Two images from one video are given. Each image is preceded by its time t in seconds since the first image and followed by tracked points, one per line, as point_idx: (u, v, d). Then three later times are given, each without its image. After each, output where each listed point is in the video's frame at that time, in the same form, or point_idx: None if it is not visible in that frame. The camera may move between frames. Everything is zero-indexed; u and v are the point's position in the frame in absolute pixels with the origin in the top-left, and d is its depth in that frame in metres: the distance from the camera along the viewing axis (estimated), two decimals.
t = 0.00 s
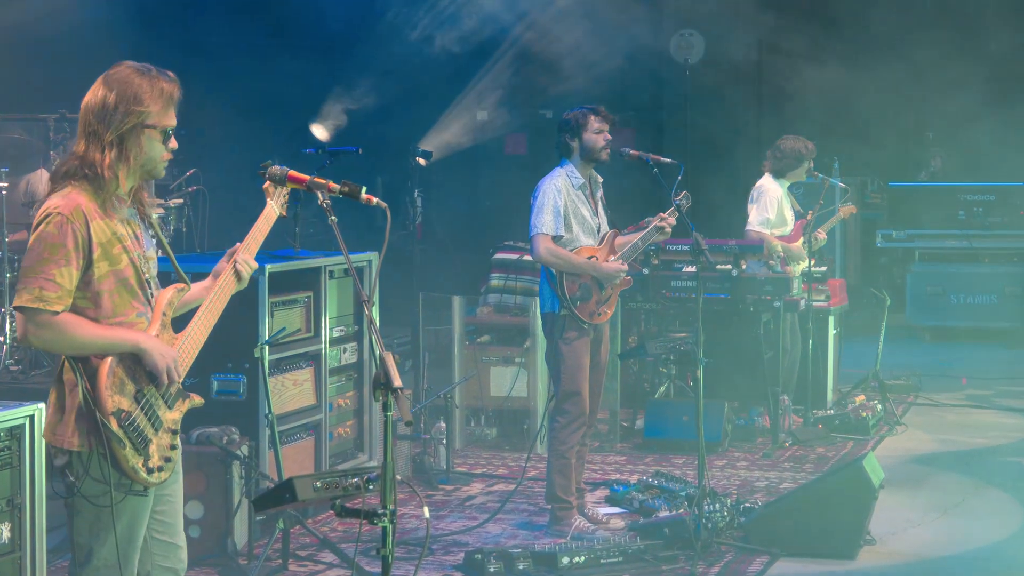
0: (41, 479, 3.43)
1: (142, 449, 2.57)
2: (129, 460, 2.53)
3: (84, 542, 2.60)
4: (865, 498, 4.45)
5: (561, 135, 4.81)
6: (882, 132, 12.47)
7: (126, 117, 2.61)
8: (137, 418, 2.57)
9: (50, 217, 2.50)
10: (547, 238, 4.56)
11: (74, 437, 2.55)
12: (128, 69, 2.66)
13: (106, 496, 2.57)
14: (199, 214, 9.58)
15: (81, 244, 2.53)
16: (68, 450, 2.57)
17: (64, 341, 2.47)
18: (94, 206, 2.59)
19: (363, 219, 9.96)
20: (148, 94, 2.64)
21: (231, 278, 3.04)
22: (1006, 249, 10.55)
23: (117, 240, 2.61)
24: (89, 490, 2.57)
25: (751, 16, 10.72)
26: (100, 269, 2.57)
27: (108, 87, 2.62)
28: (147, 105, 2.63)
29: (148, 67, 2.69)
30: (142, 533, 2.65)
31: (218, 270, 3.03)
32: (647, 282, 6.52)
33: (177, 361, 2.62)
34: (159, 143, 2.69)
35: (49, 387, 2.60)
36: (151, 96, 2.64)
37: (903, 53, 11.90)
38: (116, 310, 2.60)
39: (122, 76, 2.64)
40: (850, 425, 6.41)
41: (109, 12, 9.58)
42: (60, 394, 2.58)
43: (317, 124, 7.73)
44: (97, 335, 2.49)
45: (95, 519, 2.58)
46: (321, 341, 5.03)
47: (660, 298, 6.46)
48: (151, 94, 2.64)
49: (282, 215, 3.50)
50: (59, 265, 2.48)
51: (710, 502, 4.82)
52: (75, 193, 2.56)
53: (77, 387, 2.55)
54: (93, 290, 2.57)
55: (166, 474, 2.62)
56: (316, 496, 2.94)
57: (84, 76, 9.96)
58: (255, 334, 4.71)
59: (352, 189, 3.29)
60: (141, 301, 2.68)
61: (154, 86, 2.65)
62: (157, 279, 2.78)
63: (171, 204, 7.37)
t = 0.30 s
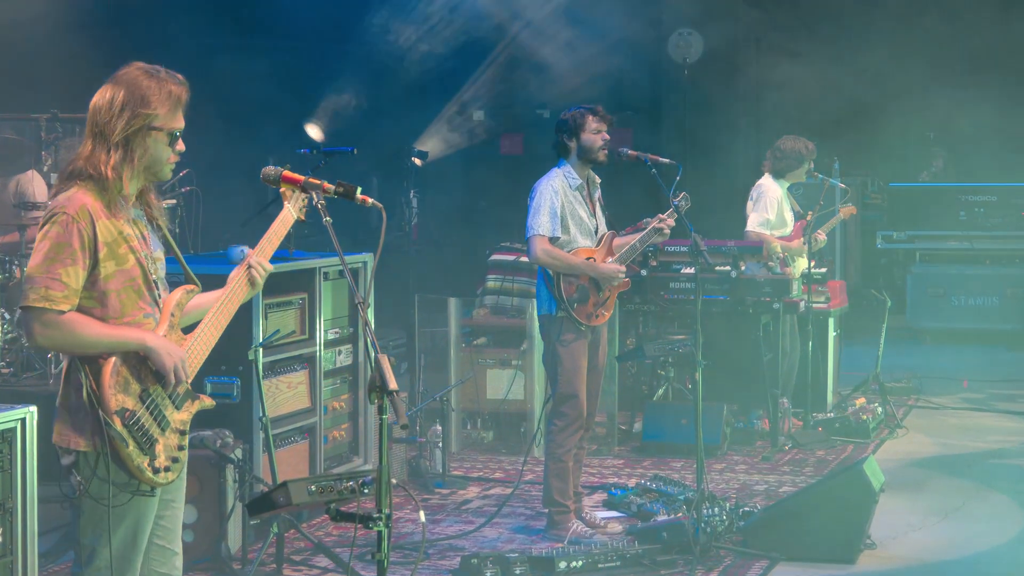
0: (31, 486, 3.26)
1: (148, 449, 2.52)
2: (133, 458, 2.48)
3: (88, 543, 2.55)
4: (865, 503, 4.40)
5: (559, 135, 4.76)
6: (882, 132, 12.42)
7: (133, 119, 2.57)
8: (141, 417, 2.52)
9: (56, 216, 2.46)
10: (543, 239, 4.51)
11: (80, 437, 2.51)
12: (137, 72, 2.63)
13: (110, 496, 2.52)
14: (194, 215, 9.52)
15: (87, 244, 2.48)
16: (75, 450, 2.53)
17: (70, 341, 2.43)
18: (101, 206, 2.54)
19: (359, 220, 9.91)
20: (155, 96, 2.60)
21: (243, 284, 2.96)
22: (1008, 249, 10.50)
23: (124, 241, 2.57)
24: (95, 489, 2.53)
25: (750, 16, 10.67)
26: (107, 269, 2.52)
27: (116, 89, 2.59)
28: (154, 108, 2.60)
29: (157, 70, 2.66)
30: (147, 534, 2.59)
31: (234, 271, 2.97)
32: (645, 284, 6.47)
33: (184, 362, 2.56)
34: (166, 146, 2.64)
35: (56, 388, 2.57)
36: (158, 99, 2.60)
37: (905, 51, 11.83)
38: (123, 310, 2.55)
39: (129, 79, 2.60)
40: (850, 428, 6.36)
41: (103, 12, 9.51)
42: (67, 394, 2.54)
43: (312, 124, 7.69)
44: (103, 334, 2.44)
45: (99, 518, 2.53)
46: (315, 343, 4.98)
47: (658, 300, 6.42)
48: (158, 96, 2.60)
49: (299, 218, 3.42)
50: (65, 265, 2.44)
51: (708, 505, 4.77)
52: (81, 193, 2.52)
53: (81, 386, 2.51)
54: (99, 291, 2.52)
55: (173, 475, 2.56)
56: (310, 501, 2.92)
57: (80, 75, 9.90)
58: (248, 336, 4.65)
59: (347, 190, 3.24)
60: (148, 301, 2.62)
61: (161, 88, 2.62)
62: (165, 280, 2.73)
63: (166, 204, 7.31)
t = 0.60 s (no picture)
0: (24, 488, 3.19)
1: (155, 447, 2.46)
2: (139, 456, 2.43)
3: (97, 542, 2.50)
4: (865, 505, 4.34)
5: (559, 135, 4.70)
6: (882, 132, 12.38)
7: (149, 121, 2.53)
8: (149, 414, 2.46)
9: (66, 213, 2.44)
10: (541, 240, 4.46)
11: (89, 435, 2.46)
12: (158, 74, 2.58)
13: (118, 494, 2.47)
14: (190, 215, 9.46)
15: (97, 242, 2.46)
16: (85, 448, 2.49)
17: (78, 337, 2.41)
18: (112, 204, 2.51)
19: (356, 220, 9.86)
20: (172, 100, 2.56)
21: (264, 288, 2.90)
22: (1009, 250, 10.46)
23: (135, 239, 2.53)
24: (104, 487, 2.48)
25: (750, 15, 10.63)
26: (117, 267, 2.49)
27: (134, 90, 2.55)
28: (170, 111, 2.56)
29: (178, 73, 2.61)
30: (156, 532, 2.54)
31: (262, 266, 2.90)
32: (644, 285, 6.42)
33: (193, 359, 2.51)
34: (180, 149, 2.61)
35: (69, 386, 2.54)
36: (174, 102, 2.55)
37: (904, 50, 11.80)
38: (134, 309, 2.52)
39: (145, 80, 2.56)
40: (851, 431, 6.32)
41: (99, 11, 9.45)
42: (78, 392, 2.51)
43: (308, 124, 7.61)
44: (112, 329, 2.42)
45: (107, 516, 2.48)
46: (311, 345, 4.92)
47: (658, 302, 6.37)
48: (175, 98, 2.56)
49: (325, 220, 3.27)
50: (74, 262, 2.42)
51: (708, 509, 4.72)
52: (92, 190, 2.49)
53: (90, 383, 2.48)
54: (109, 289, 2.50)
55: (181, 474, 2.51)
56: (304, 504, 2.94)
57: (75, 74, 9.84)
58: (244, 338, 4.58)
59: (344, 190, 3.23)
60: (160, 301, 2.59)
61: (179, 92, 2.57)
62: (178, 280, 2.70)
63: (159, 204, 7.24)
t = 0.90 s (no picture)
0: (16, 489, 3.12)
1: (157, 445, 2.51)
2: (140, 454, 2.48)
3: (103, 541, 2.55)
4: (866, 509, 4.29)
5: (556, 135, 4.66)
6: (883, 133, 12.34)
7: (160, 120, 2.63)
8: (151, 412, 2.51)
9: (76, 211, 2.52)
10: (536, 241, 4.42)
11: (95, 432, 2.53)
12: (169, 75, 2.69)
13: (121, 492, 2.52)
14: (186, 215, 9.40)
15: (105, 238, 2.54)
16: (90, 446, 2.55)
17: (83, 332, 2.47)
18: (121, 202, 2.60)
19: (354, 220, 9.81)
20: (184, 99, 2.66)
21: (275, 291, 3.02)
22: (1011, 251, 10.42)
23: (144, 237, 2.62)
24: (109, 486, 2.54)
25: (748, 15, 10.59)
26: (124, 264, 2.57)
27: (146, 90, 2.65)
28: (182, 110, 2.66)
29: (190, 74, 2.73)
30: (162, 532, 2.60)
31: (269, 278, 3.03)
32: (643, 287, 6.38)
33: (196, 358, 2.57)
34: (191, 148, 2.71)
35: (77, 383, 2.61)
36: (185, 100, 2.66)
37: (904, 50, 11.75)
38: (141, 306, 2.60)
39: (158, 80, 2.67)
40: (852, 434, 6.26)
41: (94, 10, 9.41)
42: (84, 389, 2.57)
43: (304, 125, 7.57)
44: (117, 325, 2.48)
45: (112, 515, 2.54)
46: (306, 347, 4.85)
47: (657, 303, 6.32)
48: (186, 97, 2.67)
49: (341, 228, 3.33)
50: (82, 258, 2.49)
51: (708, 513, 4.66)
52: (103, 189, 2.58)
53: (95, 380, 2.54)
54: (117, 285, 2.58)
55: (182, 473, 2.56)
56: (300, 509, 3.07)
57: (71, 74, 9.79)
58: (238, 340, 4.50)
59: (339, 190, 3.18)
60: (169, 300, 2.67)
61: (190, 92, 2.68)
62: (188, 281, 2.78)
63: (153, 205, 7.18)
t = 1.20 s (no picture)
0: (8, 496, 3.07)
1: (159, 446, 2.52)
2: (143, 454, 2.48)
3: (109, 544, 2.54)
4: (869, 511, 4.24)
5: (554, 134, 4.62)
6: (883, 133, 12.31)
7: (162, 118, 2.67)
8: (153, 412, 2.53)
9: (76, 211, 2.53)
10: (534, 242, 4.37)
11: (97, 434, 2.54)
12: (170, 73, 2.73)
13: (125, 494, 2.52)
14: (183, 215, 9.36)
15: (105, 239, 2.54)
16: (93, 448, 2.56)
17: (82, 334, 2.47)
18: (124, 202, 2.61)
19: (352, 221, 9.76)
20: (186, 97, 2.70)
21: (275, 289, 3.06)
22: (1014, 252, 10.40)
23: (145, 238, 2.63)
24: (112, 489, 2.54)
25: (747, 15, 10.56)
26: (125, 265, 2.58)
27: (149, 89, 2.69)
28: (185, 108, 2.70)
29: (191, 73, 2.76)
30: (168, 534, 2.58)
31: (266, 282, 3.06)
32: (642, 288, 6.34)
33: (196, 359, 2.58)
34: (195, 146, 2.75)
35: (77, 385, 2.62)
36: (188, 99, 2.70)
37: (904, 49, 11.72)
38: (141, 307, 2.60)
39: (161, 80, 2.70)
40: (853, 437, 6.22)
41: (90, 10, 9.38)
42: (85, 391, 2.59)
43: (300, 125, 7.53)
44: (117, 327, 2.48)
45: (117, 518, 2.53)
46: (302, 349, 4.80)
47: (657, 304, 6.29)
48: (189, 94, 2.71)
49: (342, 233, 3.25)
50: (81, 259, 2.49)
51: (708, 516, 4.61)
52: (104, 189, 2.58)
53: (96, 382, 2.55)
54: (117, 286, 2.58)
55: (186, 473, 2.56)
56: (297, 512, 3.02)
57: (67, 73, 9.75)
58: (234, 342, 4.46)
59: (335, 190, 3.13)
60: (170, 301, 2.68)
61: (193, 89, 2.72)
62: (189, 282, 2.80)
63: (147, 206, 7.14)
